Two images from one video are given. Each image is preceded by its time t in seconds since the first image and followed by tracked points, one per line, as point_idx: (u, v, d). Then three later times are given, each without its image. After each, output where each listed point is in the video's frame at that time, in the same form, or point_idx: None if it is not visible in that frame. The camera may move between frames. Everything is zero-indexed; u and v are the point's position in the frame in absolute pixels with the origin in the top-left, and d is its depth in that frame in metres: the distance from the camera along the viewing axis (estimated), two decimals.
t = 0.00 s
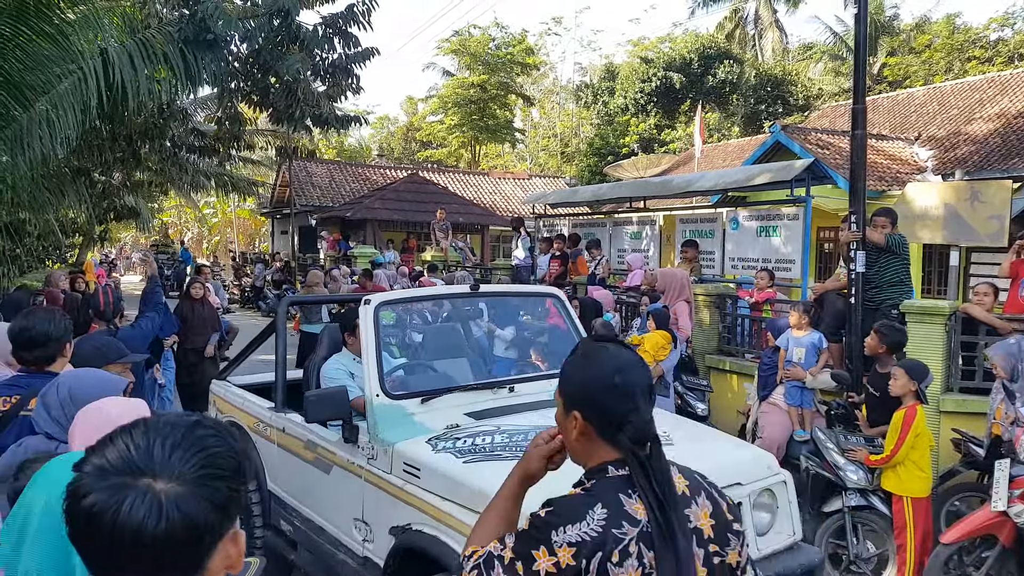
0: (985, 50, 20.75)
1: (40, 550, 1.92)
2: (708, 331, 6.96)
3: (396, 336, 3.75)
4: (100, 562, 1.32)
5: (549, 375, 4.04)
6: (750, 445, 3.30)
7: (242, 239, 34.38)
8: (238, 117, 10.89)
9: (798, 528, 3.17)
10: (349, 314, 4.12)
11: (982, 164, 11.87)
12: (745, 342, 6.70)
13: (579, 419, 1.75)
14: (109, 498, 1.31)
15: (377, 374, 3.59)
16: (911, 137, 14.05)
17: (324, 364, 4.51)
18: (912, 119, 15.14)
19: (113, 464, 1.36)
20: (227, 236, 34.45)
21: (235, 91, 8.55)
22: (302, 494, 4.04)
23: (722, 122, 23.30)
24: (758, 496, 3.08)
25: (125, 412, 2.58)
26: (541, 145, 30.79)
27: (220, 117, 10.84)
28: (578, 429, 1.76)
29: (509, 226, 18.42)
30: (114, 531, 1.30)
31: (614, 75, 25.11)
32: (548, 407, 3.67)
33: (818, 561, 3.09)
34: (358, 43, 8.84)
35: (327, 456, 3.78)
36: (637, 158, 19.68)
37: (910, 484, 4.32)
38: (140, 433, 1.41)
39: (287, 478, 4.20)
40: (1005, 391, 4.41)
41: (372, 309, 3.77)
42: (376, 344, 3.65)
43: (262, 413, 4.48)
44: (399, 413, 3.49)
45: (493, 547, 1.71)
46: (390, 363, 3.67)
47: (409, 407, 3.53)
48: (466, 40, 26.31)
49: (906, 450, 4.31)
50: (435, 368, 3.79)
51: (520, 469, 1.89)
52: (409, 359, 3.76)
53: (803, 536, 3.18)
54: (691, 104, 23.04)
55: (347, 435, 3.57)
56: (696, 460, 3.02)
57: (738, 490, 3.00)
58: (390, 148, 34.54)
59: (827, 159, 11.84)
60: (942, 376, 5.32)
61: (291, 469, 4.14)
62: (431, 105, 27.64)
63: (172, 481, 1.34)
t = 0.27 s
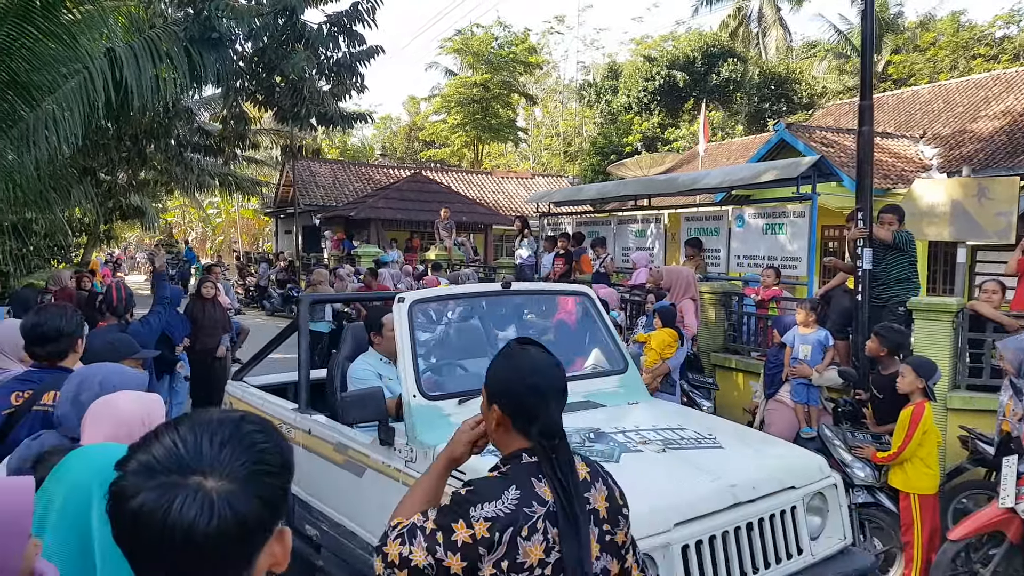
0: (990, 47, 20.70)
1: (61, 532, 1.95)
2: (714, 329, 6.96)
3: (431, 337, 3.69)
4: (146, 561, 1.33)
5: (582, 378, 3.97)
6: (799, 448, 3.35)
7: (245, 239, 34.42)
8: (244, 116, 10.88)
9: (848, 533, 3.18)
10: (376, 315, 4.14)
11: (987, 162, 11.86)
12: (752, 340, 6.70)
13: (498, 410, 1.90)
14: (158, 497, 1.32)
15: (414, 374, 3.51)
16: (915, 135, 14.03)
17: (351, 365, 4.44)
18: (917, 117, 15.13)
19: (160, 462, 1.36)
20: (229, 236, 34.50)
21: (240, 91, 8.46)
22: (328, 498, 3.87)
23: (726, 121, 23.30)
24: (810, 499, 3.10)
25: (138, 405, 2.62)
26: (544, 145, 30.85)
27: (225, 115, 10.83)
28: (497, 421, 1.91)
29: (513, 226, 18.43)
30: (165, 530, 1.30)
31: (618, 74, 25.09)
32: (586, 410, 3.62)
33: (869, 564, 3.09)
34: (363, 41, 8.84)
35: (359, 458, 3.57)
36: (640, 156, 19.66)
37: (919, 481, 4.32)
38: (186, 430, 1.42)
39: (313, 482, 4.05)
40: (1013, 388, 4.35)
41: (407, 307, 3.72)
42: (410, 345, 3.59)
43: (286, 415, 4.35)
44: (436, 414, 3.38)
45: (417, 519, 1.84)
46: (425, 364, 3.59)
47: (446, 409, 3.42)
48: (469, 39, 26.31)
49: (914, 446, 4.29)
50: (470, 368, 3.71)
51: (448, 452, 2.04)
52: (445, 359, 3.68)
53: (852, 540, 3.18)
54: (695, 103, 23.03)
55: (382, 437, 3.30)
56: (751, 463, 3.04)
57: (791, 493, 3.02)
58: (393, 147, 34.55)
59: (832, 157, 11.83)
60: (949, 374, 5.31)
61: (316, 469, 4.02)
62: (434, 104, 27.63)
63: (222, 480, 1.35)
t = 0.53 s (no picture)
0: (998, 42, 20.60)
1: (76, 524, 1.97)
2: (720, 325, 6.96)
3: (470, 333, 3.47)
4: (156, 564, 1.26)
5: (623, 376, 3.79)
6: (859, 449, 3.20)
7: (252, 238, 34.55)
8: (250, 114, 10.89)
9: (910, 536, 3.01)
10: (409, 312, 3.89)
11: (995, 158, 11.82)
12: (759, 336, 6.69)
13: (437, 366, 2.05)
14: (172, 499, 1.23)
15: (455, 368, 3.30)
16: (923, 132, 13.98)
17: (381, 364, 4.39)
18: (924, 113, 15.08)
19: (173, 462, 1.28)
20: (236, 236, 34.62)
21: (246, 90, 8.43)
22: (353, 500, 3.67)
23: (732, 117, 23.23)
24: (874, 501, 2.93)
25: (145, 400, 2.64)
26: (550, 143, 30.89)
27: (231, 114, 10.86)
28: (435, 376, 2.05)
29: (519, 224, 18.45)
30: (180, 533, 1.22)
31: (623, 71, 25.05)
32: (631, 410, 3.44)
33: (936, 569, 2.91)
34: (368, 39, 8.84)
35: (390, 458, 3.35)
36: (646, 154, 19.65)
37: (927, 476, 4.31)
38: (198, 427, 1.33)
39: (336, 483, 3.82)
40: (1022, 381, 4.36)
41: (446, 302, 3.49)
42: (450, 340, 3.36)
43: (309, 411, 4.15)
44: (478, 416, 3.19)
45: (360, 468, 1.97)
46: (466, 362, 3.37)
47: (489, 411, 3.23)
48: (475, 38, 26.33)
49: (922, 442, 4.27)
50: (512, 367, 3.50)
51: (397, 411, 2.18)
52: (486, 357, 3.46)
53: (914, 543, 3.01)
54: (701, 100, 23.00)
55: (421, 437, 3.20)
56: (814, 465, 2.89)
57: (858, 494, 2.85)
58: (398, 146, 34.60)
59: (839, 153, 11.81)
60: (957, 370, 5.31)
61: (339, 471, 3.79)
62: (440, 103, 27.66)
63: (238, 481, 1.27)
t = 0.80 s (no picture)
0: (1001, 40, 20.59)
1: (84, 525, 2.00)
2: (723, 324, 6.97)
3: (520, 336, 3.43)
4: (154, 574, 1.19)
5: (669, 383, 3.72)
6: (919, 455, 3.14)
7: (255, 238, 34.65)
8: (253, 113, 10.91)
9: (974, 544, 2.96)
10: (442, 311, 3.69)
11: (998, 156, 11.81)
12: (763, 335, 6.70)
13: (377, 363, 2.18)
14: (169, 506, 1.19)
15: (508, 379, 3.23)
16: (927, 130, 13.98)
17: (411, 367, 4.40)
18: (927, 112, 15.07)
19: (171, 469, 1.23)
20: (240, 235, 34.70)
21: (250, 89, 8.42)
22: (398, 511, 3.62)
23: (736, 116, 23.21)
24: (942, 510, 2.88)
25: (147, 398, 2.71)
26: (553, 142, 30.94)
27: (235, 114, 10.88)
28: (376, 376, 2.20)
29: (523, 223, 18.48)
30: (177, 542, 1.17)
31: (627, 70, 25.04)
32: (683, 417, 3.39)
33: None
34: (372, 37, 8.86)
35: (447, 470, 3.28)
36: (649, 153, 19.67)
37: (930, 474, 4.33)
38: (199, 432, 1.29)
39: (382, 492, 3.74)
40: None
41: (495, 305, 3.45)
42: (501, 345, 3.32)
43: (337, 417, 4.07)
44: (533, 424, 3.11)
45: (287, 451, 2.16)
46: (519, 367, 3.32)
47: (543, 418, 3.16)
48: (478, 37, 26.35)
49: (925, 440, 4.29)
50: (561, 372, 3.45)
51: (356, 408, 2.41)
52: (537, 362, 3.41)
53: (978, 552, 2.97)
54: (704, 99, 23.00)
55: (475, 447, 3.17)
56: (885, 474, 2.82)
57: (928, 504, 2.79)
58: (402, 145, 34.64)
59: (842, 152, 11.82)
60: (961, 368, 5.33)
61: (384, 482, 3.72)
62: (443, 102, 27.70)
63: (237, 489, 1.22)
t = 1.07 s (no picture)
0: (1002, 43, 20.63)
1: (86, 524, 2.01)
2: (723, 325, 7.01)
3: (569, 339, 3.28)
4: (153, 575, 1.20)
5: (717, 388, 3.57)
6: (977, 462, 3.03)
7: (256, 237, 34.68)
8: (256, 113, 10.92)
9: None
10: (477, 315, 3.82)
11: (998, 158, 11.85)
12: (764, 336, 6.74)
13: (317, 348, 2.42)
14: (167, 509, 1.20)
15: (559, 385, 3.08)
16: (927, 132, 14.01)
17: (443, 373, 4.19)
18: (928, 113, 15.10)
19: (172, 472, 1.25)
20: (240, 235, 34.73)
21: (251, 88, 8.42)
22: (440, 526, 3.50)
23: (736, 118, 23.27)
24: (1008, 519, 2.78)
25: (148, 398, 2.74)
26: (555, 143, 30.98)
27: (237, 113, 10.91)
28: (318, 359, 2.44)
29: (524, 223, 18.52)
30: (175, 543, 1.18)
31: (629, 71, 25.05)
32: (734, 425, 3.24)
33: None
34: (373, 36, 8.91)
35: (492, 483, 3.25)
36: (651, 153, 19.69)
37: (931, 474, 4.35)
38: (201, 436, 1.31)
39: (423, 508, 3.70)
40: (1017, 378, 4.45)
41: (542, 306, 3.31)
42: (549, 347, 3.18)
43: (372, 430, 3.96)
44: (585, 430, 2.97)
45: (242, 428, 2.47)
46: (568, 371, 3.17)
47: (595, 424, 3.02)
48: (481, 37, 26.35)
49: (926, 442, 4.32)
50: (610, 376, 3.29)
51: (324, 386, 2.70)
52: (585, 366, 3.26)
53: None
54: (706, 100, 23.01)
55: (524, 457, 3.07)
56: (955, 482, 2.70)
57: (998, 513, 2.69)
58: (403, 145, 34.64)
59: (843, 153, 11.86)
60: (960, 368, 5.38)
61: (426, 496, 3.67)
62: (445, 102, 27.72)
63: (236, 493, 1.22)
